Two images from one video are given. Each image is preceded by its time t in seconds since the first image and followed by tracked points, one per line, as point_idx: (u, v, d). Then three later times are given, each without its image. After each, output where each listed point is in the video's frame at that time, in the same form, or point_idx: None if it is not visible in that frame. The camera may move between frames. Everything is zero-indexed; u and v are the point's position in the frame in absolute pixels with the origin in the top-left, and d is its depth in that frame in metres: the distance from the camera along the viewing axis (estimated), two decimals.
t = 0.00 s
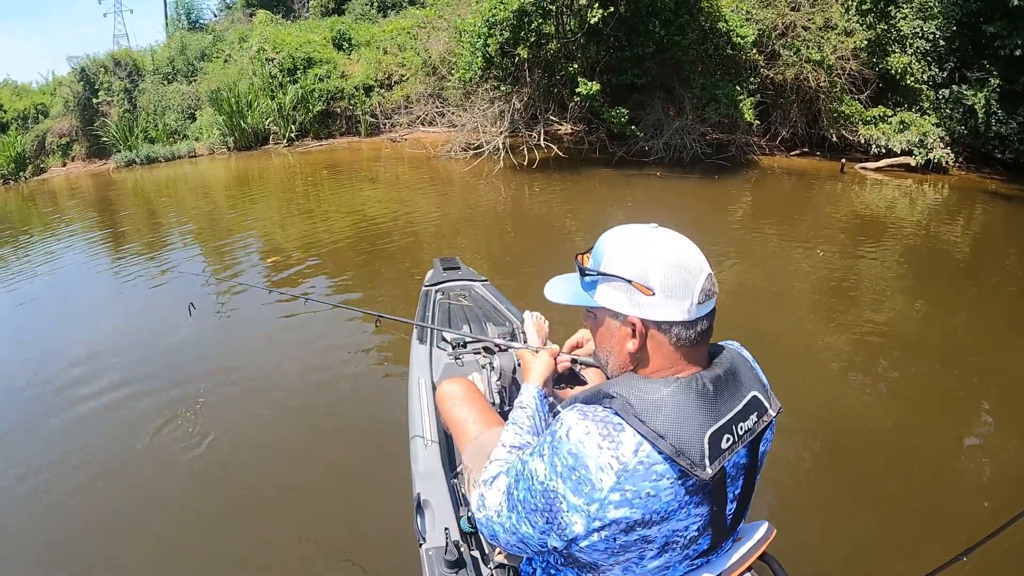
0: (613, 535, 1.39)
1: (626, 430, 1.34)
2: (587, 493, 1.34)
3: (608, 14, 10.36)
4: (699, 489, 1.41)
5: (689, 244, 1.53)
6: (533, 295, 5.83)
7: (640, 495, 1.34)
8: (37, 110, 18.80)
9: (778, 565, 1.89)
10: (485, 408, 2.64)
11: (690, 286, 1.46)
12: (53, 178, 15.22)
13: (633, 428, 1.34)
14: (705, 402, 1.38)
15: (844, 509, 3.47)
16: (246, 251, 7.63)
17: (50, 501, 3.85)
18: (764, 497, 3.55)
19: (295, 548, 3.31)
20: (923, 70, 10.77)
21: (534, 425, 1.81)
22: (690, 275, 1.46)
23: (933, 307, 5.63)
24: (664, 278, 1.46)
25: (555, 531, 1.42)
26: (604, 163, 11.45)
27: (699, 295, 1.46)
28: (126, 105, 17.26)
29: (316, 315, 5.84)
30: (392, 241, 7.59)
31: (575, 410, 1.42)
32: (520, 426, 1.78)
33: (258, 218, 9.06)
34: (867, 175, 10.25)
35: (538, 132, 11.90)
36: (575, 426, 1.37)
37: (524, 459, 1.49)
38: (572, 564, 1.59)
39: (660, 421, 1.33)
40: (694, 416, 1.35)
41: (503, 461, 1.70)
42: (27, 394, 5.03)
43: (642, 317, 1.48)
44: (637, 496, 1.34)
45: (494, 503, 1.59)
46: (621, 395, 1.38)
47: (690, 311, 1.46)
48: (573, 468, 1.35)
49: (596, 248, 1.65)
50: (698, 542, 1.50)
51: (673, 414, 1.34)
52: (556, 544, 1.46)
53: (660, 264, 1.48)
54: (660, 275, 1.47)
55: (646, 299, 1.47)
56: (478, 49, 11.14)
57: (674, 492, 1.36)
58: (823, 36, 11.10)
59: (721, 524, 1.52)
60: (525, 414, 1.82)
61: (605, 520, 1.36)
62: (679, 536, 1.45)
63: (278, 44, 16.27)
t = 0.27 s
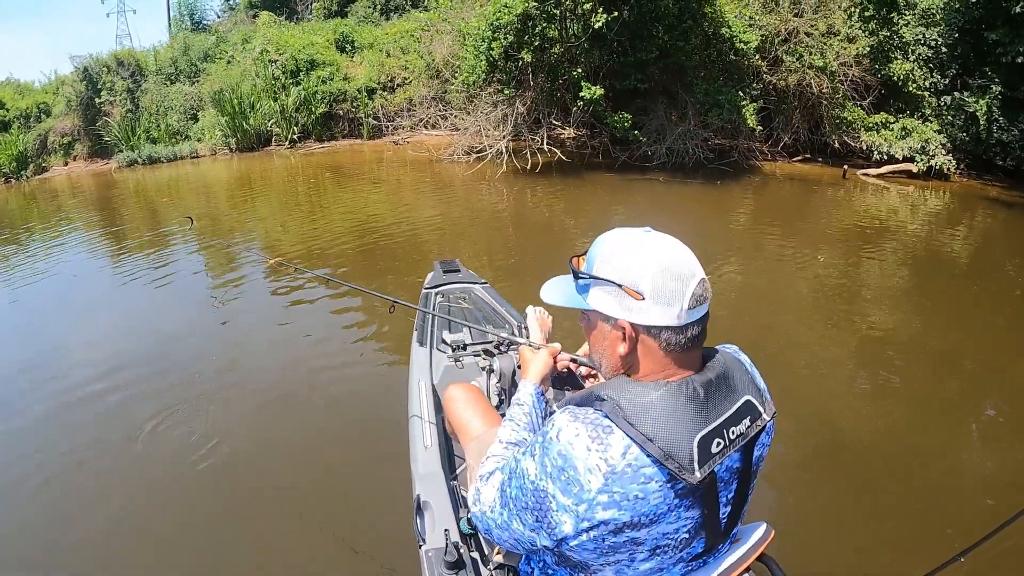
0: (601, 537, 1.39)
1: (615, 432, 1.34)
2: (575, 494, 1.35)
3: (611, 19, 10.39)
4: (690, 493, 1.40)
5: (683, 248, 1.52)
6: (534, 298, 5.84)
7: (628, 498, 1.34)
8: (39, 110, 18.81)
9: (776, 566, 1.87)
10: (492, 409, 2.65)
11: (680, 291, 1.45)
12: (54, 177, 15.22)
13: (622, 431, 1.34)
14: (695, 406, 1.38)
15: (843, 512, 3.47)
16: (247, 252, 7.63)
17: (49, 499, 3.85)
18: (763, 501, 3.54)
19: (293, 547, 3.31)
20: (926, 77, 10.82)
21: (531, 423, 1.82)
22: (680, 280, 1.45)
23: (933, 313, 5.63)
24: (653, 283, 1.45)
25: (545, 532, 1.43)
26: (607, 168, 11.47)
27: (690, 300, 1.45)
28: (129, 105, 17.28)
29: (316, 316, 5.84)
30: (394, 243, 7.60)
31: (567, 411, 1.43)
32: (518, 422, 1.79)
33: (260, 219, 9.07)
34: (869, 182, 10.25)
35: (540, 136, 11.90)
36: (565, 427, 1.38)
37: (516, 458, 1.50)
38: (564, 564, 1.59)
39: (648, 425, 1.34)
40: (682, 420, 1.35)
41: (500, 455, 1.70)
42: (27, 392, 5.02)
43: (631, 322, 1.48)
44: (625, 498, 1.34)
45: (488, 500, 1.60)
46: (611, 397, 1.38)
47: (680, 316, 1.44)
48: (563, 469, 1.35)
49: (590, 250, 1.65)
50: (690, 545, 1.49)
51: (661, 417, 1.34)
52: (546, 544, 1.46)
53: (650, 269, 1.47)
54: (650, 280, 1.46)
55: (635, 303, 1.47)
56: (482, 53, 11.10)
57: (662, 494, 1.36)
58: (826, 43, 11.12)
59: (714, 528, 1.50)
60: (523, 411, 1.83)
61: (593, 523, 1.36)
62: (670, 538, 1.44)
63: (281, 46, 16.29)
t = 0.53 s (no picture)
0: (592, 539, 1.39)
1: (604, 436, 1.34)
2: (564, 497, 1.35)
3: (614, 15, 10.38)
4: (682, 496, 1.39)
5: (672, 249, 1.49)
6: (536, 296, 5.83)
7: (617, 501, 1.34)
8: (40, 109, 18.80)
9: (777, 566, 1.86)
10: (495, 407, 2.67)
11: (661, 294, 1.43)
12: (56, 177, 15.21)
13: (611, 434, 1.34)
14: (686, 409, 1.36)
15: (845, 509, 3.47)
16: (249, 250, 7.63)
17: (51, 498, 3.86)
18: (765, 499, 3.54)
19: (295, 545, 3.31)
20: (928, 73, 10.71)
21: (528, 422, 1.85)
22: (660, 283, 1.44)
23: (936, 310, 5.63)
24: (633, 285, 1.45)
25: (537, 533, 1.43)
26: (609, 165, 11.46)
27: (672, 304, 1.43)
28: (130, 104, 17.27)
29: (318, 314, 5.84)
30: (396, 241, 7.60)
31: (558, 414, 1.43)
32: (516, 421, 1.82)
33: (261, 218, 9.07)
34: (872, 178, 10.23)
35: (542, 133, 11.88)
36: (555, 430, 1.38)
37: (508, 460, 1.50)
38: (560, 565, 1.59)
39: (638, 428, 1.33)
40: (672, 424, 1.34)
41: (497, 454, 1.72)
42: (29, 391, 5.03)
43: (613, 323, 1.49)
44: (614, 502, 1.34)
45: (483, 499, 1.61)
46: (601, 401, 1.38)
47: (660, 319, 1.43)
48: (552, 472, 1.36)
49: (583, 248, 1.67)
50: (685, 548, 1.48)
51: (649, 420, 1.33)
52: (538, 546, 1.47)
53: (632, 270, 1.47)
54: (630, 281, 1.45)
55: (616, 305, 1.47)
56: (483, 51, 10.96)
57: (653, 498, 1.35)
58: (829, 39, 11.13)
59: (710, 531, 1.49)
60: (520, 410, 1.85)
61: (583, 525, 1.36)
62: (663, 541, 1.43)
63: (281, 44, 16.29)
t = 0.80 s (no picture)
0: (575, 540, 1.41)
1: (583, 441, 1.35)
2: (545, 498, 1.37)
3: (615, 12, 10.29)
4: (664, 501, 1.38)
5: (649, 254, 1.48)
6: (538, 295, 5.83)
7: (596, 505, 1.35)
8: (42, 115, 18.86)
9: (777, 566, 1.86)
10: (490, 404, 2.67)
11: (625, 297, 1.43)
12: (59, 182, 15.25)
13: (589, 439, 1.35)
14: (666, 416, 1.35)
15: (847, 505, 3.47)
16: (251, 253, 7.65)
17: (54, 501, 3.87)
18: (767, 495, 3.54)
19: (296, 547, 3.32)
20: (929, 67, 10.59)
21: (521, 413, 1.84)
22: (627, 288, 1.43)
23: (938, 305, 5.61)
24: (602, 289, 1.47)
25: (522, 531, 1.47)
26: (611, 164, 11.45)
27: (638, 307, 1.42)
28: (132, 109, 17.32)
29: (320, 315, 5.85)
30: (398, 242, 7.60)
31: (542, 416, 1.45)
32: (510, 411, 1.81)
33: (264, 220, 9.08)
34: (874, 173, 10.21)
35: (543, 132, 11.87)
36: (537, 434, 1.40)
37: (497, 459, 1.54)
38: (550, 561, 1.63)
39: (616, 434, 1.33)
40: (651, 430, 1.33)
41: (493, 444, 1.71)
42: (32, 395, 5.05)
43: (585, 325, 1.52)
44: (593, 506, 1.35)
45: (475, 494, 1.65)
46: (582, 406, 1.39)
47: (627, 324, 1.43)
48: (533, 474, 1.39)
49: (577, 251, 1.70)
50: (673, 550, 1.48)
51: (628, 427, 1.33)
52: (526, 543, 1.50)
53: (603, 274, 1.49)
54: (600, 285, 1.47)
55: (587, 307, 1.50)
56: (485, 50, 11.00)
57: (633, 503, 1.36)
58: (830, 35, 11.15)
59: (700, 534, 1.47)
60: (513, 401, 1.85)
61: (564, 526, 1.39)
62: (649, 544, 1.43)
63: (282, 47, 16.32)
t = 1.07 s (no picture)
0: (570, 536, 1.41)
1: (577, 437, 1.35)
2: (539, 494, 1.37)
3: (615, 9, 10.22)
4: (660, 497, 1.38)
5: (641, 254, 1.47)
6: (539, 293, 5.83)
7: (589, 502, 1.35)
8: (42, 115, 18.86)
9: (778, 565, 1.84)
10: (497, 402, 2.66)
11: (618, 297, 1.43)
12: (59, 183, 15.25)
13: (583, 435, 1.34)
14: (660, 411, 1.34)
15: (848, 503, 3.46)
16: (251, 253, 7.64)
17: (54, 503, 3.87)
18: (769, 492, 3.53)
19: (296, 547, 3.32)
20: (930, 63, 10.57)
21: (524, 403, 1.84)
22: (620, 289, 1.43)
23: (940, 301, 5.60)
24: (594, 289, 1.46)
25: (518, 526, 1.47)
26: (612, 161, 11.43)
27: (630, 308, 1.42)
28: (131, 109, 17.31)
29: (321, 315, 5.85)
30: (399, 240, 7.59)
31: (537, 413, 1.44)
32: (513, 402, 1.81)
33: (263, 220, 9.07)
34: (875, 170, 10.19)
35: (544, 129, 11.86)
36: (531, 430, 1.39)
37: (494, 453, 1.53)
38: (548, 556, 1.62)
39: (610, 430, 1.33)
40: (645, 425, 1.33)
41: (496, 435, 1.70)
42: (32, 396, 5.05)
43: (578, 325, 1.52)
44: (586, 502, 1.35)
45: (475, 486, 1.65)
46: (577, 402, 1.39)
47: (619, 324, 1.43)
48: (527, 470, 1.38)
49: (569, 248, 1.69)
50: (670, 546, 1.47)
51: (622, 422, 1.33)
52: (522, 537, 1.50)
53: (594, 275, 1.48)
54: (593, 285, 1.47)
55: (579, 307, 1.50)
56: (485, 48, 11.03)
57: (628, 499, 1.35)
58: (831, 31, 11.05)
59: (697, 530, 1.47)
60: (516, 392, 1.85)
61: (558, 522, 1.39)
62: (645, 540, 1.43)
63: (281, 45, 16.30)
